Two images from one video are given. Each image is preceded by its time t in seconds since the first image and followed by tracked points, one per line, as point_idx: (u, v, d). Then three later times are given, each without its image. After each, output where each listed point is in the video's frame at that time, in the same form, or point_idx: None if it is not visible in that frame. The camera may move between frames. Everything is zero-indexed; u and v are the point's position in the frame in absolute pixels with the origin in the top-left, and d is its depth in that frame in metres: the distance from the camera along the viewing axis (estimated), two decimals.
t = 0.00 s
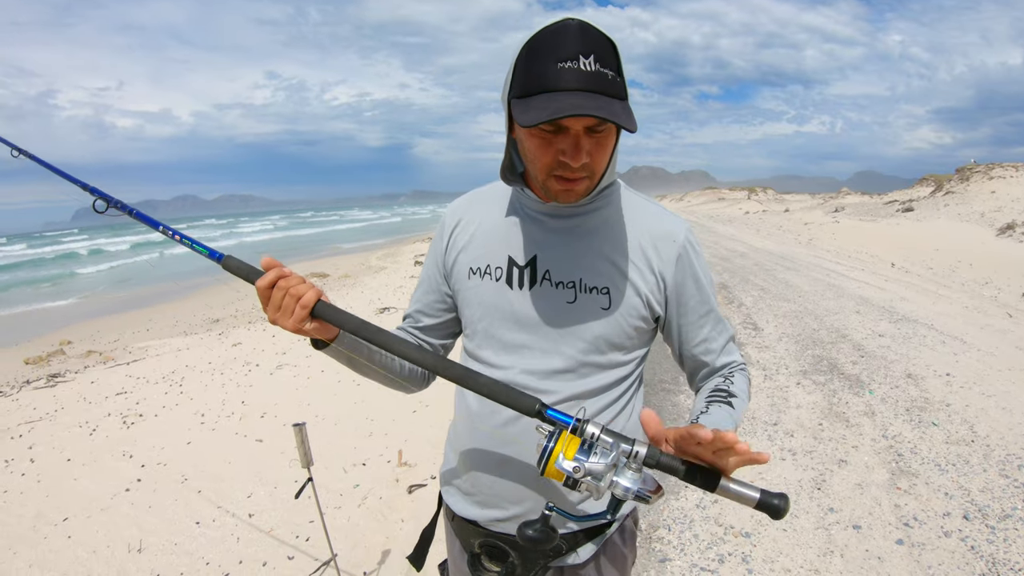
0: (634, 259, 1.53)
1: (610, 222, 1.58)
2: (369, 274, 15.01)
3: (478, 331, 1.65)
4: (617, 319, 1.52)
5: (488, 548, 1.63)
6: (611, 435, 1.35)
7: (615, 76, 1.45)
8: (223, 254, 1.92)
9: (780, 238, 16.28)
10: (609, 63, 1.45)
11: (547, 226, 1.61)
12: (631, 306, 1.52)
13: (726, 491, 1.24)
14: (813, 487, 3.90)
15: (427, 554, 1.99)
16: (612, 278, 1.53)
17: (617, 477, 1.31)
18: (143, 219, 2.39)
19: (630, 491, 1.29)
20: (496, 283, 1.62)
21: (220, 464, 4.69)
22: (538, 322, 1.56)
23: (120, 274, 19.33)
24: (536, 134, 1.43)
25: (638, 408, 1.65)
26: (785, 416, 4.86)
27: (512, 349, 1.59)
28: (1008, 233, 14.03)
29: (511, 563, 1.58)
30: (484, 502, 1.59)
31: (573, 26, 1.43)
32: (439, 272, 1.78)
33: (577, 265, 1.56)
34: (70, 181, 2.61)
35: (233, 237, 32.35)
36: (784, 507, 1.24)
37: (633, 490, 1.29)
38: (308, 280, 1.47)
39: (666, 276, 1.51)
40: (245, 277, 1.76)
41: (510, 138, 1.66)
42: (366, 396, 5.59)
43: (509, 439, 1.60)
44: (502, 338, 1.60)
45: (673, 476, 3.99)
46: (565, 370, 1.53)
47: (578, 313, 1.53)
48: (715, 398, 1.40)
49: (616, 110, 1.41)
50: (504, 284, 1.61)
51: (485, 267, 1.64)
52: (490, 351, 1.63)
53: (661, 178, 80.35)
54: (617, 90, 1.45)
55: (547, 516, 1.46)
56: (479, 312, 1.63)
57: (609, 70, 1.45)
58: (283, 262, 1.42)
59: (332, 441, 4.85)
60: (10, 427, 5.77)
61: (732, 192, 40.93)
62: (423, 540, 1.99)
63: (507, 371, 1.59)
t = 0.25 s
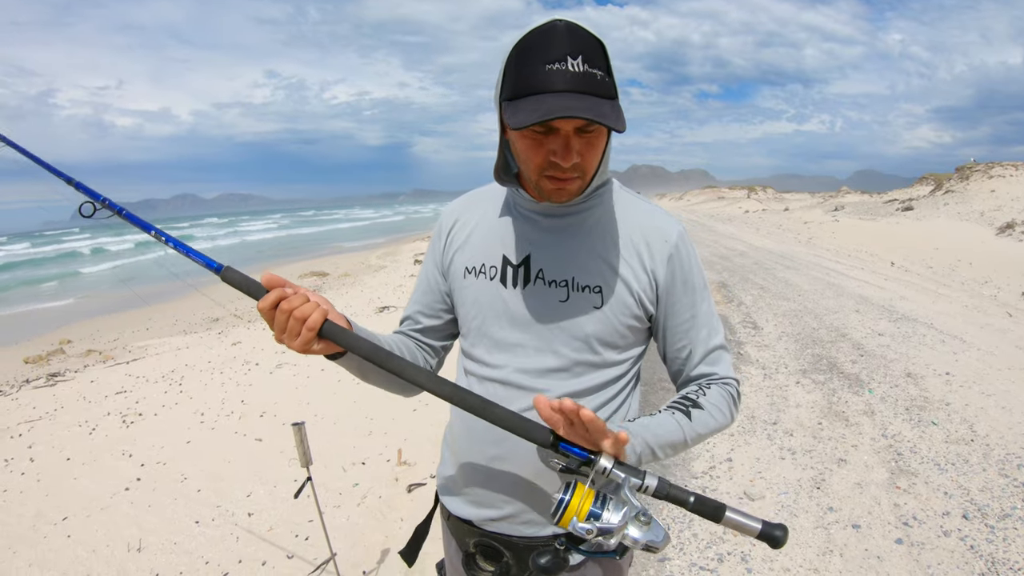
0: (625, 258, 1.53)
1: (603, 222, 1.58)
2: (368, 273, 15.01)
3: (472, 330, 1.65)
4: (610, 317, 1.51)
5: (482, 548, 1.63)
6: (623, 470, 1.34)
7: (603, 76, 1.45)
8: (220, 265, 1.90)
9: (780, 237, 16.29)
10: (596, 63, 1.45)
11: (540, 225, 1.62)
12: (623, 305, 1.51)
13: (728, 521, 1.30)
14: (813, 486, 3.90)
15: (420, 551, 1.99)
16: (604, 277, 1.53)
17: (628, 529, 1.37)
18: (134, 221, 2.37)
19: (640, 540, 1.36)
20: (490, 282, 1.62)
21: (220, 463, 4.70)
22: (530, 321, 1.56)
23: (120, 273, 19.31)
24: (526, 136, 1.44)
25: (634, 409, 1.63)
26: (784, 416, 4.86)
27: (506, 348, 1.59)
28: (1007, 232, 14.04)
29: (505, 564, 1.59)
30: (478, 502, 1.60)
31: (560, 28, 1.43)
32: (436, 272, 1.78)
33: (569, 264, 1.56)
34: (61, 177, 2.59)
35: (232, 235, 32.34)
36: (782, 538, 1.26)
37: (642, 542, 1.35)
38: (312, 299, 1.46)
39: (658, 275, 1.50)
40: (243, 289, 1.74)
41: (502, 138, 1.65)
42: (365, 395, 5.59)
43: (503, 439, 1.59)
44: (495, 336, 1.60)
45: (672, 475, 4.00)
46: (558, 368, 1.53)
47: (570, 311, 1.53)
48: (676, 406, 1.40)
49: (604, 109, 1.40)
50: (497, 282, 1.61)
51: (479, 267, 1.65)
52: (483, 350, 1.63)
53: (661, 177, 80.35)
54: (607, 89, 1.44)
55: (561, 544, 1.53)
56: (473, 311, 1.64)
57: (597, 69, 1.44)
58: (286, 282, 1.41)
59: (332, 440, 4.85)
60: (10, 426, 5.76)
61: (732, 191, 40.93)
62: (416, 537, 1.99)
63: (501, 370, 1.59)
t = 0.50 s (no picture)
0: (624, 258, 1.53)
1: (601, 222, 1.58)
2: (368, 273, 15.00)
3: (471, 330, 1.65)
4: (609, 316, 1.51)
5: (482, 548, 1.63)
6: (628, 461, 1.33)
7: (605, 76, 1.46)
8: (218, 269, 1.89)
9: (779, 236, 16.29)
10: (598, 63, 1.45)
11: (540, 225, 1.62)
12: (622, 304, 1.51)
13: (734, 508, 1.31)
14: (812, 485, 3.91)
15: (409, 549, 2.00)
16: (603, 276, 1.53)
17: (638, 514, 1.38)
18: (127, 229, 2.35)
19: (651, 526, 1.37)
20: (489, 282, 1.62)
21: (220, 463, 4.69)
22: (529, 321, 1.56)
23: (119, 273, 19.30)
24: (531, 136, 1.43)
25: (633, 407, 1.63)
26: (784, 415, 4.86)
27: (506, 348, 1.59)
28: (1006, 232, 14.05)
29: (506, 563, 1.59)
30: (478, 502, 1.60)
31: (562, 30, 1.43)
32: (434, 274, 1.78)
33: (568, 264, 1.56)
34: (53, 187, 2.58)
35: (232, 235, 32.33)
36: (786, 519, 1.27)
37: (653, 527, 1.36)
38: (313, 302, 1.46)
39: (656, 274, 1.50)
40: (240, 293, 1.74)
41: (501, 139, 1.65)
42: (364, 395, 5.59)
43: (503, 440, 1.60)
44: (495, 337, 1.60)
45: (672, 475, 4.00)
46: (557, 368, 1.53)
47: (569, 311, 1.53)
48: (679, 399, 1.42)
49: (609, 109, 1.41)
50: (497, 283, 1.61)
51: (478, 267, 1.65)
52: (483, 350, 1.63)
53: (660, 176, 80.35)
54: (608, 89, 1.45)
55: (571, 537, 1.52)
56: (472, 312, 1.64)
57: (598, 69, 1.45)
58: (287, 287, 1.40)
59: (332, 440, 4.85)
60: (9, 427, 5.76)
61: (732, 190, 40.93)
62: (406, 537, 2.00)
63: (501, 371, 1.59)
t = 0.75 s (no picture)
0: (626, 259, 1.53)
1: (602, 222, 1.58)
2: (367, 274, 15.00)
3: (472, 331, 1.64)
4: (611, 316, 1.52)
5: (485, 548, 1.62)
6: (616, 446, 1.36)
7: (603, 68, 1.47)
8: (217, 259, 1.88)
9: (779, 237, 16.30)
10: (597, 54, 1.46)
11: (541, 225, 1.62)
12: (623, 304, 1.52)
13: (719, 494, 1.36)
14: (812, 485, 3.91)
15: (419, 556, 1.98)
16: (605, 276, 1.53)
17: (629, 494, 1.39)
18: (124, 217, 2.35)
19: (641, 506, 1.39)
20: (490, 283, 1.61)
21: (219, 464, 4.69)
22: (531, 322, 1.56)
23: (118, 274, 19.27)
24: (528, 123, 1.45)
25: (632, 405, 1.65)
26: (783, 415, 4.86)
27: (507, 349, 1.59)
28: (1005, 232, 14.06)
29: (508, 563, 1.58)
30: (481, 501, 1.60)
31: (561, 21, 1.44)
32: (432, 274, 1.78)
33: (569, 265, 1.56)
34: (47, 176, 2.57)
35: (231, 236, 32.35)
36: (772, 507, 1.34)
37: (642, 506, 1.38)
38: (308, 289, 1.47)
39: (658, 273, 1.51)
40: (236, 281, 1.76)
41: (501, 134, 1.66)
42: (364, 396, 5.59)
43: (504, 438, 1.60)
44: (496, 338, 1.60)
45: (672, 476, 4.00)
46: (559, 367, 1.53)
47: (570, 311, 1.53)
48: (702, 392, 1.43)
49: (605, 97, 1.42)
50: (497, 284, 1.60)
51: (478, 268, 1.64)
52: (484, 351, 1.63)
53: (660, 177, 80.37)
54: (606, 81, 1.46)
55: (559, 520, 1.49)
56: (474, 313, 1.63)
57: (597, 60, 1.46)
58: (283, 272, 1.42)
59: (331, 440, 4.85)
60: (8, 427, 5.75)
61: (731, 190, 40.93)
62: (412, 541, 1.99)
63: (502, 371, 1.59)
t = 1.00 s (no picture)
0: (625, 258, 1.53)
1: (600, 221, 1.59)
2: (367, 274, 15.00)
3: (473, 330, 1.64)
4: (610, 314, 1.52)
5: (486, 546, 1.63)
6: (626, 439, 1.36)
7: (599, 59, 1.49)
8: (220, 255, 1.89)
9: (778, 237, 16.30)
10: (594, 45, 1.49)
11: (540, 224, 1.62)
12: (623, 302, 1.52)
13: (728, 487, 1.35)
14: (811, 485, 3.91)
15: (413, 548, 2.01)
16: (604, 275, 1.53)
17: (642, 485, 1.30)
18: (126, 214, 2.39)
19: (654, 496, 1.28)
20: (490, 283, 1.61)
21: (219, 464, 4.69)
22: (531, 320, 1.56)
23: (117, 274, 19.25)
24: (522, 107, 1.50)
25: (630, 404, 1.66)
26: (782, 415, 4.87)
27: (508, 347, 1.59)
28: (1005, 232, 14.08)
29: (509, 560, 1.59)
30: (482, 499, 1.60)
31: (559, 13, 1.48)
32: (432, 274, 1.78)
33: (569, 264, 1.56)
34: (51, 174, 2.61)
35: (231, 236, 32.35)
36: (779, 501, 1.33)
37: (656, 497, 1.27)
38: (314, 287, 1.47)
39: (657, 272, 1.52)
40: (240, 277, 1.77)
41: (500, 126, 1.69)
42: (363, 396, 5.58)
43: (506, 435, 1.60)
44: (497, 337, 1.60)
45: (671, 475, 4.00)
46: (560, 366, 1.53)
47: (571, 310, 1.53)
48: (703, 391, 1.45)
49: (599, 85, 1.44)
50: (498, 283, 1.60)
51: (478, 267, 1.64)
52: (485, 350, 1.63)
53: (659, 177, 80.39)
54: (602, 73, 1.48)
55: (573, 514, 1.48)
56: (474, 312, 1.63)
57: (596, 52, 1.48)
58: (289, 269, 1.42)
59: (331, 441, 4.85)
60: (7, 428, 5.74)
61: (731, 190, 40.94)
62: (408, 537, 2.00)
63: (503, 370, 1.59)
